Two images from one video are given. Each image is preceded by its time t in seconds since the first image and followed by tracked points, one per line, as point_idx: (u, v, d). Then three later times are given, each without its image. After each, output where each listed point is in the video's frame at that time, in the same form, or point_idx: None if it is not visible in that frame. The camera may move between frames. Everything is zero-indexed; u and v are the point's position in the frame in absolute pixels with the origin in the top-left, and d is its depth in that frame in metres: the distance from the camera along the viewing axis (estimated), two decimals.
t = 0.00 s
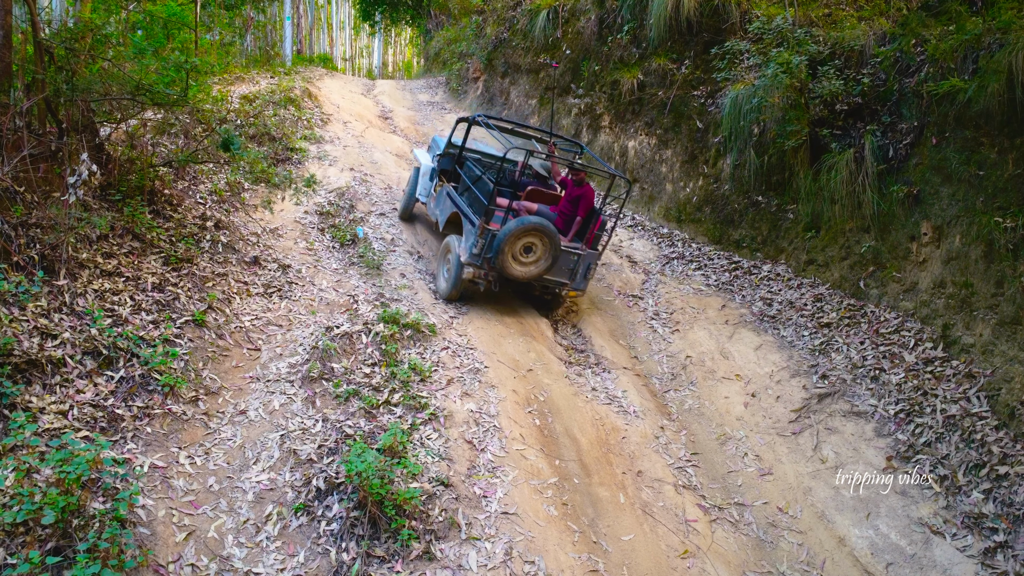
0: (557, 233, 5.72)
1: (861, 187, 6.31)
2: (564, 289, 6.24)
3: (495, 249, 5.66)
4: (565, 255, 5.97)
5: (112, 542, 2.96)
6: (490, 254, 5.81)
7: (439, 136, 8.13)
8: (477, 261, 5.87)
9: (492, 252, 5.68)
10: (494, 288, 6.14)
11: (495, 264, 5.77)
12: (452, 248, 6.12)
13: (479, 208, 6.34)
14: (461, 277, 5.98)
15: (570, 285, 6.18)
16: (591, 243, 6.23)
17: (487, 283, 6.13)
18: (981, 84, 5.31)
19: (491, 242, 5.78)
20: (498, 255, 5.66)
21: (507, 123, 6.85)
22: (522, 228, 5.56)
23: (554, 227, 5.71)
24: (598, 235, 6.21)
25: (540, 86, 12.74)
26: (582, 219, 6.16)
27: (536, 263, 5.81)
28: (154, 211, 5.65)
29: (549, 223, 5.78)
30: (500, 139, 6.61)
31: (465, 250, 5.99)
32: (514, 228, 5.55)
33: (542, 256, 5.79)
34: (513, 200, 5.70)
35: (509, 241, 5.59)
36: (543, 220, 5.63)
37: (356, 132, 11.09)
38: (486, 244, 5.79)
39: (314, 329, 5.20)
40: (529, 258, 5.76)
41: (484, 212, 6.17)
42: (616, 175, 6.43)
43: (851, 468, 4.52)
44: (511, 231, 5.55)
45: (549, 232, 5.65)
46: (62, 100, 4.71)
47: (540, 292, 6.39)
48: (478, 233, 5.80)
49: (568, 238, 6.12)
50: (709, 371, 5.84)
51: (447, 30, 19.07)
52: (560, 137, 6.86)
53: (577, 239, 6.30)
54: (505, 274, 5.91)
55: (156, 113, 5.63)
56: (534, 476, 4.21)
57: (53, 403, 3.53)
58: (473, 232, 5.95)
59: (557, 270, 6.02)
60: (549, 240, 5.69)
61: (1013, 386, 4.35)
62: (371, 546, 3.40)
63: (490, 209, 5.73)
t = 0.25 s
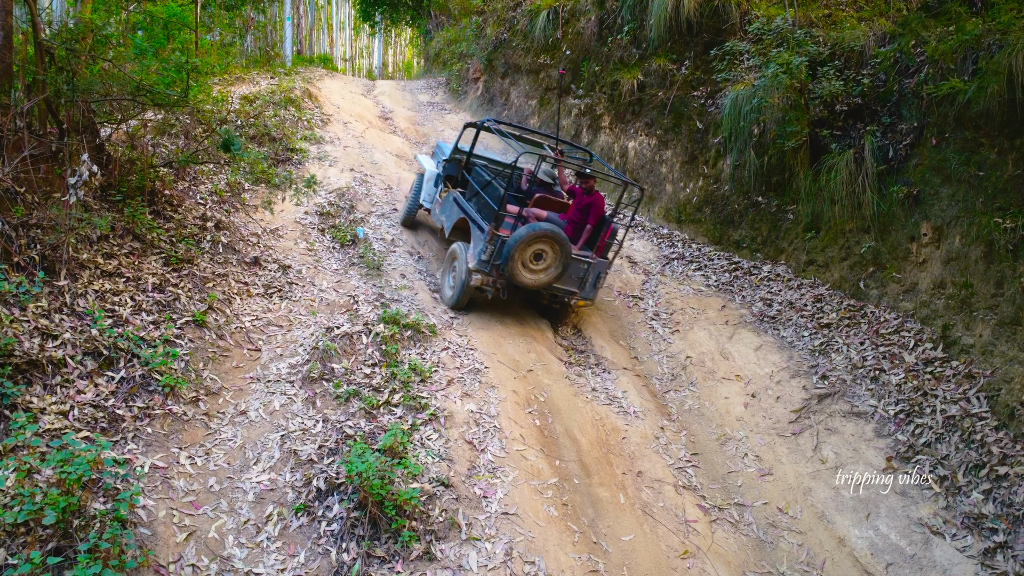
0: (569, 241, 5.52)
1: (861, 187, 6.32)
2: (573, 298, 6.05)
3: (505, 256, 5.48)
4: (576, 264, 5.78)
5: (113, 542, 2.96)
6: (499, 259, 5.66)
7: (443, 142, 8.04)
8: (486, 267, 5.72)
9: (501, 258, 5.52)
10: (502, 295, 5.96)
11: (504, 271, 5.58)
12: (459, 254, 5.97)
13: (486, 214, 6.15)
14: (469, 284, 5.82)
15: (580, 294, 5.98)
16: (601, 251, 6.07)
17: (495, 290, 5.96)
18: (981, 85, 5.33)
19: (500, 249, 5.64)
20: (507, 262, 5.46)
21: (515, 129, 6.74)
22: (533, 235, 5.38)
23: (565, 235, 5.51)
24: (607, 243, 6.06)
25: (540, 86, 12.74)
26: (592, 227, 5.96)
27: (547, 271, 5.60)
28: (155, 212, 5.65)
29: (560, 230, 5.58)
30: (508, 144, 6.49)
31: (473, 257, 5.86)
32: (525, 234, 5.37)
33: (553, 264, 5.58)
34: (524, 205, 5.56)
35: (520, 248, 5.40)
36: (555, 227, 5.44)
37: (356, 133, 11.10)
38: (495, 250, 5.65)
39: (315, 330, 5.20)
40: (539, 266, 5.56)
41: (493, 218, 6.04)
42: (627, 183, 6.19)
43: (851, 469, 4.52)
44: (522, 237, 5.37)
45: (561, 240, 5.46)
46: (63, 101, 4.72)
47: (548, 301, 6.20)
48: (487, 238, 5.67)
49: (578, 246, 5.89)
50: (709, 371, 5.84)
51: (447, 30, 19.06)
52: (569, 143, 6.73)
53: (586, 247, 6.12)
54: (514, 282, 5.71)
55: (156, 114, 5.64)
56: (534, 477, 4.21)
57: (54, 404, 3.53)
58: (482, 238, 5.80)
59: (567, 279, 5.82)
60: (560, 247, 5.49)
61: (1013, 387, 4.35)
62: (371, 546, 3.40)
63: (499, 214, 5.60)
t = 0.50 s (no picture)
0: (582, 254, 5.35)
1: (861, 189, 6.32)
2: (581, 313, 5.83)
3: (516, 267, 5.30)
4: (586, 278, 5.58)
5: (114, 546, 2.97)
6: (510, 271, 5.45)
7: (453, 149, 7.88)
8: (496, 278, 5.53)
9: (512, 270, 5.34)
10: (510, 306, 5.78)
11: (514, 282, 5.41)
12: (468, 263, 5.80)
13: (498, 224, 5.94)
14: (477, 292, 5.66)
15: (588, 310, 5.75)
16: (613, 266, 5.99)
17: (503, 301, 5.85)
18: (980, 87, 5.32)
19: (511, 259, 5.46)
20: (518, 273, 5.30)
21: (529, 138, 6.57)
22: (546, 247, 5.21)
23: (579, 248, 5.34)
24: (619, 259, 5.95)
25: (540, 88, 12.74)
26: (604, 242, 5.89)
27: (558, 285, 5.43)
28: (155, 213, 5.65)
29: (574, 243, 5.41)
30: (521, 152, 6.28)
31: (484, 266, 5.68)
32: (538, 245, 5.20)
33: (564, 278, 5.41)
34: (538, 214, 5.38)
35: (532, 260, 5.23)
36: (569, 240, 5.27)
37: (356, 134, 11.10)
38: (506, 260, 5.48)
39: (315, 331, 5.20)
40: (550, 279, 5.38)
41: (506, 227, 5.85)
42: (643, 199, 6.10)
43: (851, 471, 4.52)
44: (534, 249, 5.20)
45: (574, 253, 5.28)
46: (63, 103, 4.72)
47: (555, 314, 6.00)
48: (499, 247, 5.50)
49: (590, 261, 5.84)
50: (709, 373, 5.84)
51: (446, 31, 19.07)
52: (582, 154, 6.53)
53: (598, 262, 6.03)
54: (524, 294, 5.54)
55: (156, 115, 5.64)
56: (534, 479, 4.21)
57: (54, 406, 3.53)
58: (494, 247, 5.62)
59: (577, 293, 5.63)
60: (573, 261, 5.32)
61: (1012, 389, 4.35)
62: (371, 549, 3.40)
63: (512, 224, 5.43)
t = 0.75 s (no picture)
0: (600, 267, 5.16)
1: (861, 193, 6.33)
2: (593, 329, 5.61)
3: (534, 275, 5.09)
4: (600, 293, 5.35)
5: (114, 553, 2.98)
6: (527, 279, 5.29)
7: (462, 156, 7.72)
8: (511, 285, 5.39)
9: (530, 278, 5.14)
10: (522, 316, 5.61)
11: (531, 291, 5.19)
12: (480, 272, 5.60)
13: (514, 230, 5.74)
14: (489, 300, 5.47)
15: (600, 325, 5.52)
16: (628, 283, 5.85)
17: (517, 310, 5.72)
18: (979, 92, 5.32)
19: (529, 268, 5.27)
20: (536, 282, 5.08)
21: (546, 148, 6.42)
22: (566, 256, 4.99)
23: (598, 261, 5.14)
24: (635, 276, 5.80)
25: (540, 90, 12.75)
26: (621, 258, 5.73)
27: (574, 296, 5.21)
28: (155, 217, 5.66)
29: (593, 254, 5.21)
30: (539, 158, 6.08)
31: (499, 273, 5.53)
32: (558, 255, 4.99)
33: (581, 290, 5.20)
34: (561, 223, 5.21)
35: (551, 269, 5.02)
36: (589, 251, 5.08)
37: (356, 136, 11.11)
38: (523, 268, 5.28)
39: (315, 335, 5.21)
40: (567, 290, 5.17)
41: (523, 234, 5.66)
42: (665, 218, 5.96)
43: (851, 476, 4.52)
44: (554, 258, 4.99)
45: (592, 265, 5.08)
46: (63, 107, 4.72)
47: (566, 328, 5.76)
48: (517, 255, 5.31)
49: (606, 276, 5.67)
50: (709, 377, 5.85)
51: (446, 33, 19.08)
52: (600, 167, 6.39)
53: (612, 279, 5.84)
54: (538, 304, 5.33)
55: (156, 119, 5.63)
56: (534, 484, 4.21)
57: (55, 412, 3.53)
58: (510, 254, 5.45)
59: (591, 307, 5.42)
60: (591, 273, 5.12)
61: (1012, 395, 4.35)
62: (371, 555, 3.40)
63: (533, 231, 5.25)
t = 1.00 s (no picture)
0: (608, 277, 5.03)
1: (861, 196, 6.34)
2: (603, 339, 5.50)
3: (541, 289, 4.95)
4: (610, 302, 5.24)
5: (114, 560, 2.98)
6: (533, 293, 5.16)
7: (458, 165, 7.60)
8: (519, 300, 5.25)
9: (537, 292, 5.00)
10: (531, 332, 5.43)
11: (538, 305, 5.05)
12: (487, 287, 5.45)
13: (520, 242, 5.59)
14: (495, 319, 5.30)
15: (610, 336, 5.42)
16: (637, 291, 5.67)
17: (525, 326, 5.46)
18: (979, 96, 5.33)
19: (536, 281, 5.14)
20: (543, 295, 4.93)
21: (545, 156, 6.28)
22: (573, 268, 4.86)
23: (606, 271, 5.02)
24: (644, 283, 5.61)
25: (540, 92, 12.75)
26: (628, 265, 5.62)
27: (582, 308, 5.08)
28: (155, 221, 5.67)
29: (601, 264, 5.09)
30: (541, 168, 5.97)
31: (505, 288, 5.39)
32: (565, 267, 4.85)
33: (589, 301, 5.07)
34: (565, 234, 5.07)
35: (558, 281, 4.88)
36: (597, 261, 4.95)
37: (356, 138, 11.11)
38: (530, 282, 5.15)
39: (315, 339, 5.21)
40: (575, 301, 5.03)
41: (528, 246, 5.52)
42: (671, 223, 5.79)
43: (851, 481, 4.53)
44: (561, 270, 4.85)
45: (601, 275, 4.96)
46: (63, 112, 4.75)
47: (574, 341, 5.62)
48: (522, 269, 5.18)
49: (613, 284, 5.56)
50: (709, 381, 5.85)
51: (447, 34, 19.09)
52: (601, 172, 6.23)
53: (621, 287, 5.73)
54: (547, 318, 5.18)
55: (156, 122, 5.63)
56: (534, 490, 4.21)
57: (55, 417, 3.53)
58: (517, 268, 5.31)
59: (600, 318, 5.30)
60: (600, 284, 5.00)
61: (1012, 400, 4.35)
62: (371, 561, 3.40)
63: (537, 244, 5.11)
